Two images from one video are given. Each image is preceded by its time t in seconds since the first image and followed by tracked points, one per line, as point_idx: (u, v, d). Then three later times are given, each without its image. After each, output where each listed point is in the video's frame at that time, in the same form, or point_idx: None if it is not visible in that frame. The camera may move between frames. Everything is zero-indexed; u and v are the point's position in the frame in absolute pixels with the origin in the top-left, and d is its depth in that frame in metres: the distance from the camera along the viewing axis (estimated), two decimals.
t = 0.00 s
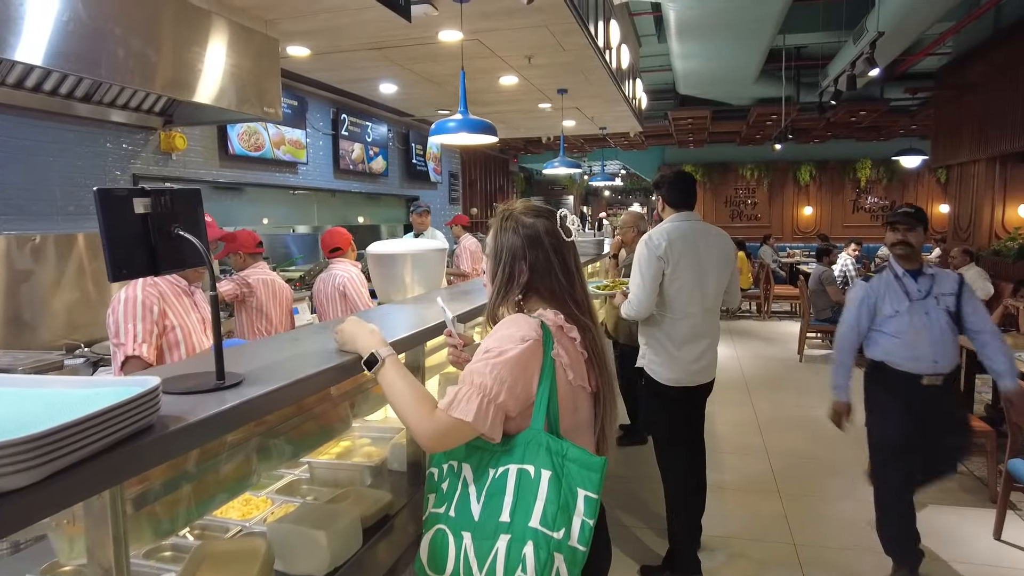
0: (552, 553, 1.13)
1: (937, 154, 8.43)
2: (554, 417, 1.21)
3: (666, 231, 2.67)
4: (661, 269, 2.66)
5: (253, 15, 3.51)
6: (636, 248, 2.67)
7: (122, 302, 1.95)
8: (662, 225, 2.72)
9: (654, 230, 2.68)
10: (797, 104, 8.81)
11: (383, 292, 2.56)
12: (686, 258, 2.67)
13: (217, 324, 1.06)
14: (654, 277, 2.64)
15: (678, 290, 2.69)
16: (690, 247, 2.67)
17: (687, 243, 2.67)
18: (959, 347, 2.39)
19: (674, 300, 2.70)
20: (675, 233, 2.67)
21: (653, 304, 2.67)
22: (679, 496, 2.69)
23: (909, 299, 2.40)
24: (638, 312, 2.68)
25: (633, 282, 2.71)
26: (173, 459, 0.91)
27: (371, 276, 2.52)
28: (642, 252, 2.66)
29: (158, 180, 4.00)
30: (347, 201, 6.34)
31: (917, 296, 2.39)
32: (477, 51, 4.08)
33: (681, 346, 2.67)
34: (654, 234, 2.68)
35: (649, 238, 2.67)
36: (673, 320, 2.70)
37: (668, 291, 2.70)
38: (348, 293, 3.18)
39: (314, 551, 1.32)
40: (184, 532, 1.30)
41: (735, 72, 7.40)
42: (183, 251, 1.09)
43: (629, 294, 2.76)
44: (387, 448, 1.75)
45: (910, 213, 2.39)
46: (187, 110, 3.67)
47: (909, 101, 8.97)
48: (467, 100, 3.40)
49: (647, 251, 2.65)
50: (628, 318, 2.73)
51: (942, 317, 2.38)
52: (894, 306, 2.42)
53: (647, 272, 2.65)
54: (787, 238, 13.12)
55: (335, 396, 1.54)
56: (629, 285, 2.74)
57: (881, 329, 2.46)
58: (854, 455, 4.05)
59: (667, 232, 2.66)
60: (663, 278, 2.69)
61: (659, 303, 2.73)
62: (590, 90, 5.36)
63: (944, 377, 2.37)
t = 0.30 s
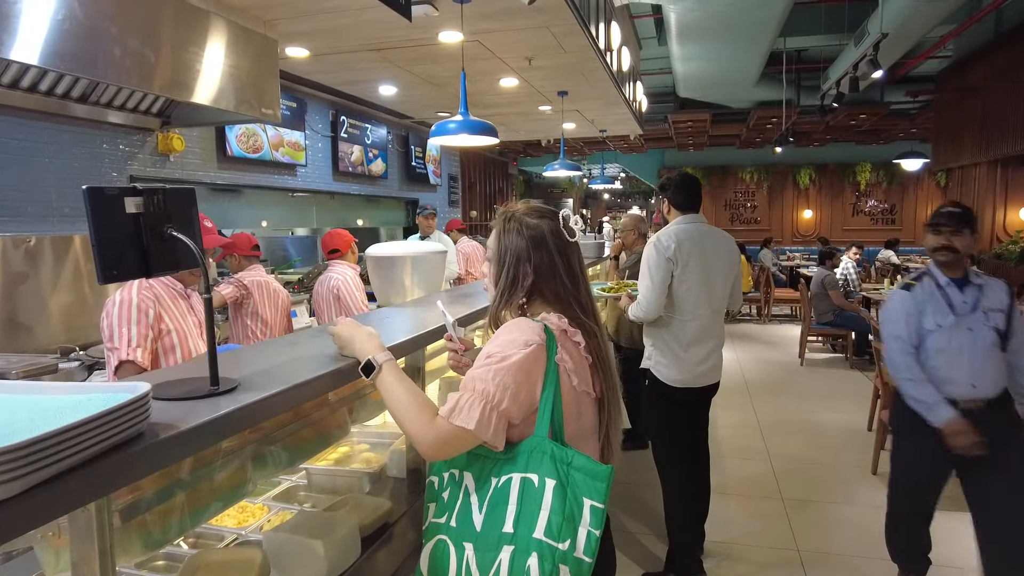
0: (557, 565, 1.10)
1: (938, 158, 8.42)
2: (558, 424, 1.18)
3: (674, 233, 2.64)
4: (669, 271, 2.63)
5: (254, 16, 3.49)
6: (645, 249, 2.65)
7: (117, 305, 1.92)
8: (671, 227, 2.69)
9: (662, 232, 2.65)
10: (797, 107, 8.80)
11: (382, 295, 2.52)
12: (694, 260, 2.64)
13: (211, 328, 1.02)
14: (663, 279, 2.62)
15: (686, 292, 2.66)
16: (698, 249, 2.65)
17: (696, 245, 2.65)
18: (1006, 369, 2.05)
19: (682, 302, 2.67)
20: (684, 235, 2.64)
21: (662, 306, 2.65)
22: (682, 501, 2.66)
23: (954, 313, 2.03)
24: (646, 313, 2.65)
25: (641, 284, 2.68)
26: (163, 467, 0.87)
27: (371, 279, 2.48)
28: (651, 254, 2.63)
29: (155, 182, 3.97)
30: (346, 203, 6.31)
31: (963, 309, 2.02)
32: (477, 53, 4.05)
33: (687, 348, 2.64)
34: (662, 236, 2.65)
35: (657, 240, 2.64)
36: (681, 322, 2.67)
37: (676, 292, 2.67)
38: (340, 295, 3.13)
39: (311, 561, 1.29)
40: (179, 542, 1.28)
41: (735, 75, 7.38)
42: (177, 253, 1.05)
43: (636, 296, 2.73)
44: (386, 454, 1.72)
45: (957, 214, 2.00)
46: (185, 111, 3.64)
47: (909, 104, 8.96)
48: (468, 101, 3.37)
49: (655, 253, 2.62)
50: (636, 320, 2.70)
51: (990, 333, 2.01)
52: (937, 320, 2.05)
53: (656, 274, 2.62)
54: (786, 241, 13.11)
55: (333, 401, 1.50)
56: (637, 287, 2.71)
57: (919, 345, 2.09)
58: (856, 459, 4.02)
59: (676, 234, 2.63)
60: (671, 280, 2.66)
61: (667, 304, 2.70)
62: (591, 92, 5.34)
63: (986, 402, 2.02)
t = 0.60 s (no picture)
0: None
1: (938, 159, 8.39)
2: (553, 431, 1.15)
3: (676, 235, 2.61)
4: (671, 272, 2.60)
5: (249, 17, 3.46)
6: (646, 250, 2.61)
7: (105, 308, 1.88)
8: (672, 229, 2.66)
9: (664, 234, 2.62)
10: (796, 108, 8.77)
11: (375, 297, 2.48)
12: (696, 262, 2.62)
13: (192, 333, 0.98)
14: (664, 280, 2.59)
15: (687, 294, 2.63)
16: (700, 251, 2.62)
17: (697, 247, 2.62)
18: None
19: (683, 303, 2.64)
20: (685, 237, 2.61)
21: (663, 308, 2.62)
22: (681, 507, 2.62)
23: None
24: (647, 316, 2.62)
25: (641, 285, 2.65)
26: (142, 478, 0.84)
27: (365, 281, 2.44)
28: (652, 255, 2.60)
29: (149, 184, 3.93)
30: (343, 205, 6.27)
31: None
32: (474, 54, 4.03)
33: (688, 349, 2.61)
34: (663, 238, 2.62)
35: (659, 241, 2.61)
36: (681, 324, 2.64)
37: (676, 295, 2.64)
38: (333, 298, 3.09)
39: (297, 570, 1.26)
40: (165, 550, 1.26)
41: (734, 76, 7.35)
42: (158, 256, 1.02)
43: (637, 298, 2.70)
44: (378, 461, 1.67)
45: None
46: (180, 112, 3.61)
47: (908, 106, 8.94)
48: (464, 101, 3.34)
49: (656, 254, 2.59)
50: (636, 322, 2.67)
51: None
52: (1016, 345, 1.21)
53: (657, 276, 2.59)
54: (786, 243, 13.10)
55: (323, 407, 1.47)
56: (638, 289, 2.67)
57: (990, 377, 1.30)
58: (857, 463, 3.99)
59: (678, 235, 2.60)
60: (673, 282, 2.63)
61: (668, 306, 2.67)
62: (589, 93, 5.31)
63: None
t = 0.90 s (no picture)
0: None
1: (940, 159, 8.35)
2: (548, 438, 1.12)
3: (676, 235, 2.59)
4: (671, 273, 2.58)
5: (247, 18, 3.45)
6: (647, 251, 2.59)
7: (98, 309, 1.86)
8: (673, 230, 2.64)
9: (664, 234, 2.59)
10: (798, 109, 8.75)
11: (373, 299, 2.46)
12: (697, 263, 2.59)
13: (178, 336, 0.96)
14: (665, 281, 2.56)
15: (688, 294, 2.61)
16: (701, 251, 2.60)
17: (698, 247, 2.60)
18: None
19: (684, 304, 2.61)
20: (686, 237, 2.59)
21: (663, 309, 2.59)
22: (682, 511, 2.59)
23: None
24: (648, 317, 2.59)
25: (642, 286, 2.63)
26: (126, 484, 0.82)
27: (362, 282, 2.43)
28: (653, 256, 2.58)
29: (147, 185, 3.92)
30: (343, 206, 6.26)
31: None
32: (473, 54, 4.01)
33: (688, 351, 2.59)
34: (665, 238, 2.59)
35: (659, 241, 2.59)
36: (682, 325, 2.62)
37: (677, 296, 2.62)
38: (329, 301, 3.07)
39: None
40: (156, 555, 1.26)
41: (735, 77, 7.33)
42: (144, 257, 1.00)
43: (637, 299, 2.67)
44: (374, 465, 1.66)
45: None
46: (178, 112, 3.60)
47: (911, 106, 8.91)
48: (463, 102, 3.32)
49: (657, 254, 2.57)
50: (637, 324, 2.64)
51: None
52: None
53: (657, 277, 2.57)
54: (788, 244, 13.07)
55: (315, 412, 1.45)
56: (639, 290, 2.65)
57: None
58: (859, 465, 3.96)
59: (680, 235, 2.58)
60: (674, 282, 2.61)
61: (669, 308, 2.65)
62: (589, 94, 5.29)
63: None
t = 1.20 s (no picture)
0: None
1: (947, 159, 8.29)
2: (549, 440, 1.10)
3: (680, 235, 2.57)
4: (675, 273, 2.56)
5: (249, 16, 3.43)
6: (650, 251, 2.57)
7: (98, 309, 1.85)
8: (677, 229, 2.61)
9: (669, 233, 2.57)
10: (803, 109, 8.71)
11: (375, 299, 2.45)
12: (701, 262, 2.57)
13: (172, 336, 0.94)
14: (669, 281, 2.54)
15: (692, 294, 2.58)
16: (704, 251, 2.58)
17: (702, 247, 2.57)
18: None
19: (687, 304, 2.59)
20: (690, 236, 2.57)
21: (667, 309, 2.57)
22: (686, 513, 2.57)
23: None
24: (651, 317, 2.57)
25: (646, 286, 2.60)
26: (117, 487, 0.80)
27: (364, 282, 2.41)
28: (657, 255, 2.56)
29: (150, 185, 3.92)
30: (347, 207, 6.26)
31: None
32: (477, 53, 3.99)
33: (692, 351, 2.57)
34: (668, 238, 2.57)
35: (663, 241, 2.57)
36: (686, 326, 2.60)
37: (680, 296, 2.60)
38: (328, 304, 3.05)
39: None
40: (153, 558, 1.24)
41: (739, 76, 7.29)
42: (138, 256, 0.98)
43: (641, 299, 2.65)
44: (375, 466, 1.64)
45: None
46: (181, 112, 3.59)
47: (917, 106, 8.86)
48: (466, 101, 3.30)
49: (661, 254, 2.54)
50: (640, 324, 2.62)
51: None
52: None
53: (661, 277, 2.54)
54: (793, 244, 13.02)
55: (313, 413, 1.43)
56: (642, 290, 2.63)
57: None
58: (866, 468, 3.92)
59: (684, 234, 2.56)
60: (677, 282, 2.59)
61: (673, 308, 2.63)
62: (593, 94, 5.27)
63: None
